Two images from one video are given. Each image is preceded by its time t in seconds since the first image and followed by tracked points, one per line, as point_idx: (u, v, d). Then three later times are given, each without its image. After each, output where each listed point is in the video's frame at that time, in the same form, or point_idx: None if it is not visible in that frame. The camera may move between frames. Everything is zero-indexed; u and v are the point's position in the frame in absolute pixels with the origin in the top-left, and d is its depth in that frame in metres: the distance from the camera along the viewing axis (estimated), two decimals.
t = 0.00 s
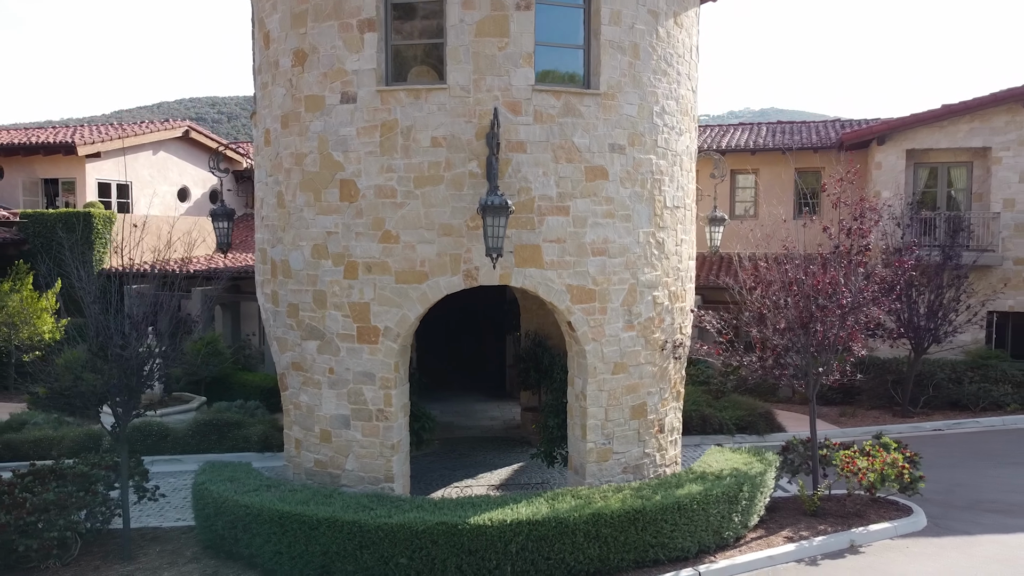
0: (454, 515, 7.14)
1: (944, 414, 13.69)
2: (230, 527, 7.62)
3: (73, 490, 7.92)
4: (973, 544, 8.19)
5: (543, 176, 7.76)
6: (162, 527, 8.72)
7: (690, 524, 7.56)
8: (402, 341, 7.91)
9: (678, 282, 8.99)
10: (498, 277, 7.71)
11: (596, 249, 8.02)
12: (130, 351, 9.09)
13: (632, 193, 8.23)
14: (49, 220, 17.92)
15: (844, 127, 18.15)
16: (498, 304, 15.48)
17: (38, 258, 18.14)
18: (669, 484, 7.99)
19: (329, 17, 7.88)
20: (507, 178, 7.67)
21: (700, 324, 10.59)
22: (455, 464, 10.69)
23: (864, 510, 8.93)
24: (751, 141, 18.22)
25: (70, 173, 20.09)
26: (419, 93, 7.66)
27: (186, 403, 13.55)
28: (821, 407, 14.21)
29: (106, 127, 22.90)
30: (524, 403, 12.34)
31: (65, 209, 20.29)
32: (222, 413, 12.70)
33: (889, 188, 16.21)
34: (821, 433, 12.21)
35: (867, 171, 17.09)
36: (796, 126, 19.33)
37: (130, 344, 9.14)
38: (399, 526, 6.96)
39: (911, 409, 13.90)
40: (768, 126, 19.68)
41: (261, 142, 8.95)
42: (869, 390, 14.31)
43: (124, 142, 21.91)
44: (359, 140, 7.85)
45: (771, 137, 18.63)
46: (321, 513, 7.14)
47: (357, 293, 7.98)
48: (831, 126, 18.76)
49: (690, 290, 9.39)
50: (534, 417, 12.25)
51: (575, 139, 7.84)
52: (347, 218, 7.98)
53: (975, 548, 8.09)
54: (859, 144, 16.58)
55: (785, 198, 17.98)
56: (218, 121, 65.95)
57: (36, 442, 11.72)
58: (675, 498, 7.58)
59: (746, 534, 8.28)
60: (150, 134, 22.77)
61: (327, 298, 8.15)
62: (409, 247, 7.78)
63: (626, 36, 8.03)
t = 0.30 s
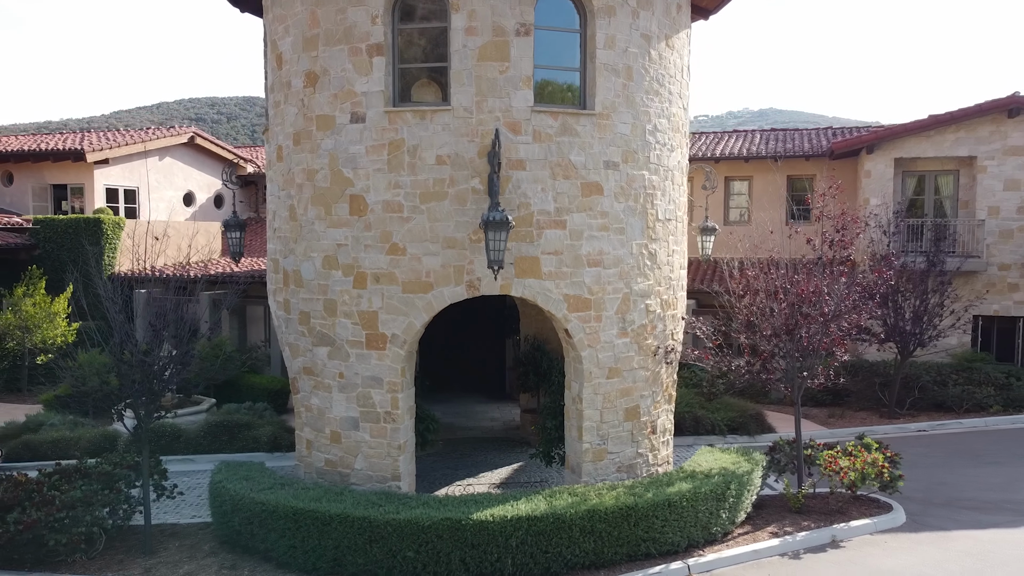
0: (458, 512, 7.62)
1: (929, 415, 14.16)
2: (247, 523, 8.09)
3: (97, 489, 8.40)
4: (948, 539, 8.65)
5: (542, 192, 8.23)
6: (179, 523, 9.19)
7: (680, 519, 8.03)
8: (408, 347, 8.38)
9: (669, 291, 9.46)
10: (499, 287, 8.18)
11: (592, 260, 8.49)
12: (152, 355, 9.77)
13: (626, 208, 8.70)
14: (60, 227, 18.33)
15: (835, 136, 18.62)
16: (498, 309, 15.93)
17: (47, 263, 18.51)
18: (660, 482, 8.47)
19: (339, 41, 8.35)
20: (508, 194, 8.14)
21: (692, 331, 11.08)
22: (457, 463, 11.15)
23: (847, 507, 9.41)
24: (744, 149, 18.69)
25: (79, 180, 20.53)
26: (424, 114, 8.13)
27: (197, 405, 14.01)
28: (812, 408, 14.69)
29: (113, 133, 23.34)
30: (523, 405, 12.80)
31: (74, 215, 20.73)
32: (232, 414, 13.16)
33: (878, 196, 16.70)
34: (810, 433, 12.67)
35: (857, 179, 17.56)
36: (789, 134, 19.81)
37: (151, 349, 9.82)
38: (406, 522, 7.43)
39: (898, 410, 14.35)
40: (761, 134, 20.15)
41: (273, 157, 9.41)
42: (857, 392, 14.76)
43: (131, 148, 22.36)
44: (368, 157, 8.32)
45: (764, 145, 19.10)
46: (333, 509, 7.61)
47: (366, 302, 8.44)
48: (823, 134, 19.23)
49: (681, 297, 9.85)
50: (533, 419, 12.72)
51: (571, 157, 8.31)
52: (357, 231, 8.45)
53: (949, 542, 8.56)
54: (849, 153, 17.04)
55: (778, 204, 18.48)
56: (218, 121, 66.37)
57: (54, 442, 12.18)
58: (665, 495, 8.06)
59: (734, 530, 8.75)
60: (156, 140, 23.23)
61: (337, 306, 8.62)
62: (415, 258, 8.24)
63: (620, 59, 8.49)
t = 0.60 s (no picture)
0: (462, 508, 8.10)
1: (915, 416, 14.67)
2: (262, 519, 8.59)
3: (122, 486, 8.91)
4: (925, 535, 9.14)
5: (541, 207, 8.72)
6: (197, 519, 9.69)
7: (670, 516, 8.52)
8: (414, 353, 8.87)
9: (662, 298, 9.95)
10: (500, 297, 8.67)
11: (588, 270, 8.98)
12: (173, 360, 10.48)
13: (620, 221, 9.20)
14: (72, 232, 18.78)
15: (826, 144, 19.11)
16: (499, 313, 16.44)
17: (60, 268, 19.00)
18: (652, 481, 8.96)
19: (349, 64, 8.84)
20: (509, 209, 8.63)
21: (685, 337, 11.62)
22: (459, 463, 11.64)
23: (830, 504, 9.91)
24: (738, 156, 19.19)
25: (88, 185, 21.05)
26: (430, 133, 8.62)
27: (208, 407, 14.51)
28: (802, 410, 15.20)
29: (121, 140, 23.84)
30: (523, 407, 13.29)
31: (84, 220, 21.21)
32: (242, 415, 13.63)
33: (868, 203, 17.20)
34: (798, 433, 13.18)
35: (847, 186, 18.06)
36: (782, 141, 20.31)
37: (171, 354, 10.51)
38: (413, 518, 7.93)
39: (885, 411, 14.85)
40: (755, 141, 20.66)
41: (285, 172, 9.91)
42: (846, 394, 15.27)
43: (140, 155, 22.86)
44: (376, 174, 8.81)
45: (757, 153, 19.60)
46: (343, 506, 8.10)
47: (374, 310, 8.94)
48: (815, 142, 19.73)
49: (673, 305, 10.35)
50: (533, 420, 13.21)
51: (569, 173, 8.80)
52: (366, 243, 8.94)
53: (926, 538, 9.04)
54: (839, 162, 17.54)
55: (772, 210, 18.99)
56: (218, 122, 66.85)
57: (72, 442, 12.65)
58: (657, 492, 8.55)
59: (723, 526, 9.25)
60: (163, 146, 23.70)
61: (348, 314, 9.12)
62: (421, 269, 8.74)
63: (615, 80, 8.98)
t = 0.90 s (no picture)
0: (466, 505, 8.61)
1: (902, 417, 15.18)
2: (277, 515, 9.10)
3: (144, 484, 9.41)
4: (904, 531, 9.65)
5: (540, 220, 9.23)
6: (214, 515, 10.20)
7: (662, 512, 9.03)
8: (420, 358, 9.37)
9: (656, 306, 10.46)
10: (501, 305, 9.18)
11: (585, 280, 9.49)
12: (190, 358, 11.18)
13: (616, 233, 9.71)
14: (83, 238, 19.26)
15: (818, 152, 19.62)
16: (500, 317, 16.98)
17: (72, 272, 19.49)
18: (646, 479, 9.47)
19: (359, 85, 9.35)
20: (510, 222, 9.14)
21: (679, 342, 12.19)
22: (462, 462, 12.14)
23: (815, 502, 10.41)
24: (733, 164, 19.69)
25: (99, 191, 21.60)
26: (435, 151, 9.14)
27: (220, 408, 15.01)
28: (793, 411, 15.72)
29: (130, 147, 24.37)
30: (523, 408, 13.79)
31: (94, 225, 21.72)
32: (252, 416, 14.14)
33: (858, 210, 17.73)
34: (788, 434, 13.69)
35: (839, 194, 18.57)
36: (775, 149, 20.82)
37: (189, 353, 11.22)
38: (420, 513, 8.43)
39: (873, 413, 15.37)
40: (750, 149, 21.17)
41: (297, 186, 10.43)
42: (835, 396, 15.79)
43: (148, 161, 23.40)
44: (385, 189, 9.32)
45: (751, 160, 20.11)
46: (354, 502, 8.61)
47: (383, 318, 9.45)
48: (807, 150, 20.24)
49: (667, 312, 10.86)
50: (533, 421, 13.71)
51: (567, 189, 9.31)
52: (374, 254, 9.45)
53: (904, 533, 9.55)
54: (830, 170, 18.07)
55: (765, 216, 19.50)
56: (219, 123, 67.37)
57: (90, 442, 13.15)
58: (650, 490, 9.05)
59: (713, 522, 9.75)
60: (170, 153, 24.21)
61: (357, 322, 9.63)
62: (427, 279, 9.24)
63: (610, 100, 9.49)
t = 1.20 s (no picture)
0: (470, 501, 9.14)
1: (889, 418, 15.72)
2: (291, 511, 9.63)
3: (165, 481, 9.94)
4: (885, 526, 10.18)
5: (540, 232, 9.75)
6: (231, 512, 10.74)
7: (656, 508, 9.55)
8: (427, 362, 9.90)
9: (650, 312, 10.98)
10: (503, 312, 9.71)
11: (583, 289, 10.02)
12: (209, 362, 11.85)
13: (612, 244, 10.23)
14: (95, 243, 19.78)
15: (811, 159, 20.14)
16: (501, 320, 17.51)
17: (84, 276, 20.00)
18: (640, 477, 10.00)
19: (368, 104, 9.87)
20: (511, 234, 9.67)
21: (675, 347, 12.74)
22: (466, 461, 12.67)
23: (802, 499, 10.94)
24: (728, 171, 20.20)
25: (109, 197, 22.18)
26: (441, 167, 9.66)
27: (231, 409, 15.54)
28: (785, 412, 16.26)
29: (138, 153, 24.89)
30: (524, 409, 14.31)
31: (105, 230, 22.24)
32: (263, 417, 14.66)
33: (849, 217, 18.28)
34: (779, 434, 14.22)
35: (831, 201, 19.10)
36: (769, 156, 21.35)
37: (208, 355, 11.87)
38: (427, 510, 8.96)
39: (862, 413, 15.91)
40: (744, 156, 21.69)
41: (309, 199, 10.95)
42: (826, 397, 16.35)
43: (157, 167, 23.95)
44: (393, 203, 9.84)
45: (745, 167, 20.63)
46: (365, 499, 9.13)
47: (391, 324, 9.97)
48: (800, 157, 20.76)
49: (661, 317, 11.38)
50: (533, 422, 14.24)
51: (565, 203, 9.84)
52: (383, 264, 9.97)
53: (885, 528, 10.08)
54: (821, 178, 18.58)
55: (760, 222, 20.07)
56: (219, 124, 67.85)
57: (107, 443, 13.67)
58: (644, 487, 9.58)
59: (704, 518, 10.28)
60: (178, 159, 24.72)
61: (367, 328, 10.16)
62: (433, 288, 9.76)
63: (607, 118, 10.01)
